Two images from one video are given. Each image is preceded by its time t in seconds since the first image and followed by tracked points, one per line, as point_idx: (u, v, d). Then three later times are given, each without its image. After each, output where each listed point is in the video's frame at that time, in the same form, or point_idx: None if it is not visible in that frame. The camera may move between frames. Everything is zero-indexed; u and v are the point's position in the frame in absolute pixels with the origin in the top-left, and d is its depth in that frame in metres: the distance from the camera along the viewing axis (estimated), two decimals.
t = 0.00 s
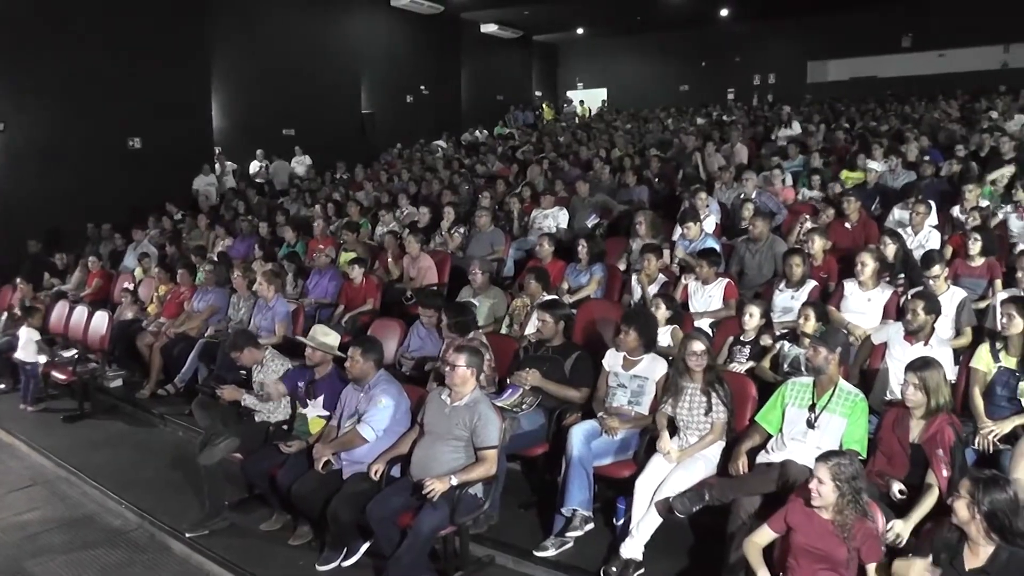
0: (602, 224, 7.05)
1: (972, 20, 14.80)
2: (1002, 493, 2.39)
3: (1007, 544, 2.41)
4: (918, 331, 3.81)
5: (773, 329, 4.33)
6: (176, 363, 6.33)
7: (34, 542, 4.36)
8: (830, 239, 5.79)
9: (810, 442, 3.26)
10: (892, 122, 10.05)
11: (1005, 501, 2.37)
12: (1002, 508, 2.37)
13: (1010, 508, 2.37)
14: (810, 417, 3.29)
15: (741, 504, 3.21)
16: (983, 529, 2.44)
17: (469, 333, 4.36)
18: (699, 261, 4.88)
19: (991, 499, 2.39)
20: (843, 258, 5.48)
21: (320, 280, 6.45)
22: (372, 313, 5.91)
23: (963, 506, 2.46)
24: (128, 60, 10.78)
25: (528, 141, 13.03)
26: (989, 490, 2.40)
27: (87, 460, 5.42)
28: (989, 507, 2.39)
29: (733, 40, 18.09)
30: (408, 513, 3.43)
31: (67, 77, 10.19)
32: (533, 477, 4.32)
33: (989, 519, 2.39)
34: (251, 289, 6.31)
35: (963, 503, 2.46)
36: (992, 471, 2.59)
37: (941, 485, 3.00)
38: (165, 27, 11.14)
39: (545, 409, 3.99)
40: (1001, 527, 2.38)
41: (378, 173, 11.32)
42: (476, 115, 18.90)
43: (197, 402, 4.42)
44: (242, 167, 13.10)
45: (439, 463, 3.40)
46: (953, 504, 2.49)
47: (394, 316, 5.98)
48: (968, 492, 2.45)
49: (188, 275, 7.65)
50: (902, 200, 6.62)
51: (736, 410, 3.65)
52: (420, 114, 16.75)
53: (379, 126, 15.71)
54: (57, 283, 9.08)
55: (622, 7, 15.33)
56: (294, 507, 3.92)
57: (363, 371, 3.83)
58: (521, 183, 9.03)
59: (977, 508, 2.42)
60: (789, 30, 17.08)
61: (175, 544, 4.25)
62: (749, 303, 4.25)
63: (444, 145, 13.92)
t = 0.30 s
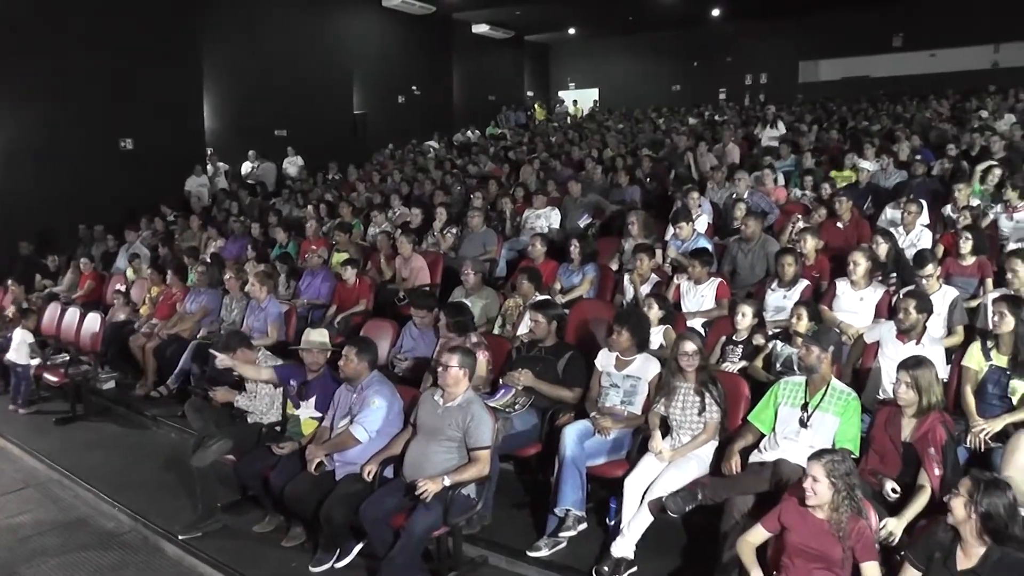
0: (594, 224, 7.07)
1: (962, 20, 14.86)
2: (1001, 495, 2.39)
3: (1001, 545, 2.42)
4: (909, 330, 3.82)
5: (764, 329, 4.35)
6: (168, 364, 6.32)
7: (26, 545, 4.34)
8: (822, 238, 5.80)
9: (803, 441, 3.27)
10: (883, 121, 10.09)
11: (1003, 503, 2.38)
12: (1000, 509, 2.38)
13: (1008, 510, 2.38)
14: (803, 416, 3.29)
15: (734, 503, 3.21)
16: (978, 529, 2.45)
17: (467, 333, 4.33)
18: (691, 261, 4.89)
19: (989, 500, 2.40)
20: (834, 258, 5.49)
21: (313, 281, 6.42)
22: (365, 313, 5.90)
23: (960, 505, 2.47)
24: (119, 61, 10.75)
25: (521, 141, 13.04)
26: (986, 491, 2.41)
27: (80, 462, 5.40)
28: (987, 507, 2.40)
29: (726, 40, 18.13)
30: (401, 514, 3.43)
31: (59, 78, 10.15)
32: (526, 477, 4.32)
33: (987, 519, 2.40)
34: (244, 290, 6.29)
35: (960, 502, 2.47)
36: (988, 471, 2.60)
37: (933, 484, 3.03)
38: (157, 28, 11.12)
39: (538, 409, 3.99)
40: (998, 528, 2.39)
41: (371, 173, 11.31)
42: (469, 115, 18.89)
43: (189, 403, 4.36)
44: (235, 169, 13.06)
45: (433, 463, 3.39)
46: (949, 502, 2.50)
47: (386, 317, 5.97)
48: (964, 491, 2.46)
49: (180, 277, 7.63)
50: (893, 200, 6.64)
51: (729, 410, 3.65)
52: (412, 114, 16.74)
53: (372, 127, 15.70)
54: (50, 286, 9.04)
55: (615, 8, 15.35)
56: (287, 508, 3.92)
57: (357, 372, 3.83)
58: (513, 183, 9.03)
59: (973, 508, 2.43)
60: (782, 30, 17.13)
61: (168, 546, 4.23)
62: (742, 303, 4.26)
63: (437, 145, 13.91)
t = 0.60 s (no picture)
0: (591, 225, 7.08)
1: (959, 19, 14.88)
2: (1003, 499, 2.39)
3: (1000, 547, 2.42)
4: (908, 329, 3.83)
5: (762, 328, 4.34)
6: (166, 365, 6.31)
7: (25, 547, 4.34)
8: (820, 238, 5.81)
9: (801, 441, 3.28)
10: (880, 121, 10.10)
11: (1005, 507, 2.37)
12: (1001, 513, 2.38)
13: (1009, 514, 2.37)
14: (801, 416, 3.30)
15: (733, 503, 3.21)
16: (978, 532, 2.44)
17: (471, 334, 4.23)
18: (689, 261, 4.88)
19: (989, 501, 2.40)
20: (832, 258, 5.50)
21: (311, 281, 6.41)
22: (363, 314, 5.89)
23: (961, 507, 2.46)
24: (117, 61, 10.74)
25: (518, 141, 13.04)
26: (988, 493, 2.41)
27: (78, 463, 5.39)
28: (988, 510, 2.39)
29: (723, 40, 18.14)
30: (400, 514, 3.43)
31: (58, 78, 10.15)
32: (524, 477, 4.32)
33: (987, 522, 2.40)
34: (242, 291, 6.28)
35: (960, 503, 2.47)
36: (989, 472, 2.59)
37: (931, 484, 3.03)
38: (155, 28, 11.12)
39: (536, 410, 3.99)
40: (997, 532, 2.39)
41: (369, 174, 11.30)
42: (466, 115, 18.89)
43: (190, 404, 4.46)
44: (232, 169, 13.05)
45: (431, 464, 3.39)
46: (950, 503, 2.50)
47: (384, 317, 5.97)
48: (966, 493, 2.46)
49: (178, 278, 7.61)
50: (890, 200, 6.65)
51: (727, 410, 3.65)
52: (409, 115, 16.74)
53: (369, 127, 15.70)
54: (48, 287, 9.03)
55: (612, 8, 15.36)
56: (286, 509, 3.91)
57: (355, 372, 3.82)
58: (510, 183, 9.04)
59: (974, 511, 2.43)
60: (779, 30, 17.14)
61: (166, 547, 4.23)
62: (740, 302, 4.25)
63: (435, 145, 13.90)
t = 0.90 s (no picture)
0: (590, 225, 7.08)
1: (958, 19, 14.89)
2: (997, 496, 2.39)
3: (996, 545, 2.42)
4: (907, 329, 3.83)
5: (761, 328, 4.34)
6: (165, 366, 6.31)
7: (24, 547, 4.33)
8: (819, 238, 5.81)
9: (800, 440, 3.28)
10: (879, 121, 10.11)
11: (999, 504, 2.37)
12: (995, 510, 2.38)
13: (1004, 511, 2.37)
14: (801, 415, 3.30)
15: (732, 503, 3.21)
16: (973, 530, 2.44)
17: (471, 335, 4.21)
18: (688, 261, 4.88)
19: (985, 500, 2.39)
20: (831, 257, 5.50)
21: (310, 281, 6.40)
22: (362, 314, 5.89)
23: (956, 504, 2.47)
24: (116, 61, 10.73)
25: (517, 142, 13.03)
26: (984, 491, 2.41)
27: (77, 464, 5.39)
28: (981, 507, 2.39)
29: (722, 40, 18.14)
30: (399, 514, 3.42)
31: (57, 79, 10.16)
32: (524, 477, 4.32)
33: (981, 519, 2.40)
34: (240, 291, 6.27)
35: (956, 502, 2.47)
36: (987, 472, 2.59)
37: (930, 483, 3.02)
38: (155, 28, 11.12)
39: (535, 410, 3.98)
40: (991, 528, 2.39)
41: (368, 174, 11.30)
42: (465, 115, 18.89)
43: (190, 404, 4.49)
44: (231, 169, 13.05)
45: (430, 464, 3.39)
46: (947, 502, 2.50)
47: (383, 318, 5.96)
48: (963, 492, 2.46)
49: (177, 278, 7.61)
50: (889, 199, 6.65)
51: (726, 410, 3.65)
52: (408, 115, 16.74)
53: (368, 127, 15.70)
54: (47, 287, 9.03)
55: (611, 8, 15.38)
56: (285, 509, 3.92)
57: (354, 372, 3.82)
58: (509, 184, 9.04)
59: (969, 508, 2.43)
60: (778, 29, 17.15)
61: (165, 547, 4.23)
62: (739, 302, 4.25)
63: (434, 145, 13.90)
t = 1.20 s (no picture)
0: (589, 225, 7.07)
1: (956, 19, 14.90)
2: (994, 491, 2.39)
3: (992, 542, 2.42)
4: (906, 329, 3.84)
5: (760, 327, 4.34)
6: (164, 366, 6.31)
7: (23, 548, 4.33)
8: (818, 238, 5.80)
9: (799, 441, 3.28)
10: (878, 121, 10.10)
11: (996, 500, 2.37)
12: (991, 505, 2.38)
13: (999, 506, 2.37)
14: (799, 415, 3.30)
15: (730, 502, 3.22)
16: (970, 525, 2.44)
17: (469, 335, 4.20)
18: (687, 261, 4.87)
19: (982, 496, 2.39)
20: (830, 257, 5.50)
21: (308, 282, 6.40)
22: (361, 314, 5.88)
23: (953, 499, 2.47)
24: (114, 62, 10.72)
25: (516, 142, 13.02)
26: (981, 487, 2.41)
27: (76, 464, 5.38)
28: (977, 502, 2.40)
29: (720, 40, 18.15)
30: (397, 515, 3.42)
31: (57, 79, 10.15)
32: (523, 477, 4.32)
33: (977, 514, 2.40)
34: (239, 291, 6.26)
35: (953, 499, 2.47)
36: (986, 469, 2.60)
37: (928, 482, 3.04)
38: (154, 29, 11.12)
39: (534, 410, 3.98)
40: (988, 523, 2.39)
41: (366, 174, 11.28)
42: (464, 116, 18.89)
43: (188, 404, 4.50)
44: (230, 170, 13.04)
45: (429, 464, 3.39)
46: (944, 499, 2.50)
47: (382, 318, 5.96)
48: (960, 489, 2.46)
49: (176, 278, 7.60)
50: (888, 199, 6.65)
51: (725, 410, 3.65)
52: (407, 115, 16.74)
53: (366, 128, 15.70)
54: (45, 288, 9.02)
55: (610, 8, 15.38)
56: (284, 510, 3.92)
57: (353, 372, 3.82)
58: (508, 184, 9.03)
59: (965, 503, 2.44)
60: (776, 29, 17.16)
61: (164, 548, 4.22)
62: (738, 302, 4.25)
63: (432, 145, 13.88)
